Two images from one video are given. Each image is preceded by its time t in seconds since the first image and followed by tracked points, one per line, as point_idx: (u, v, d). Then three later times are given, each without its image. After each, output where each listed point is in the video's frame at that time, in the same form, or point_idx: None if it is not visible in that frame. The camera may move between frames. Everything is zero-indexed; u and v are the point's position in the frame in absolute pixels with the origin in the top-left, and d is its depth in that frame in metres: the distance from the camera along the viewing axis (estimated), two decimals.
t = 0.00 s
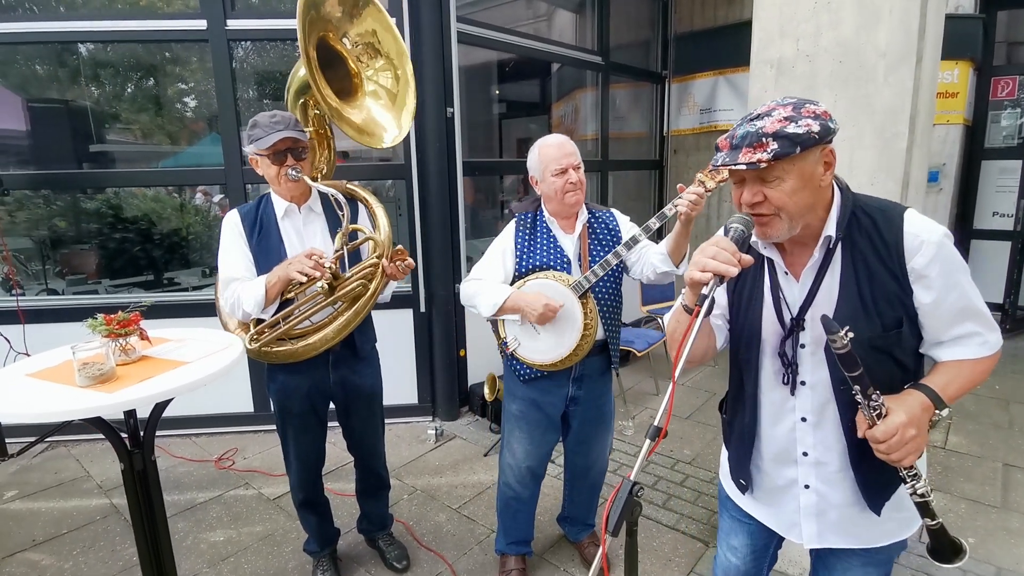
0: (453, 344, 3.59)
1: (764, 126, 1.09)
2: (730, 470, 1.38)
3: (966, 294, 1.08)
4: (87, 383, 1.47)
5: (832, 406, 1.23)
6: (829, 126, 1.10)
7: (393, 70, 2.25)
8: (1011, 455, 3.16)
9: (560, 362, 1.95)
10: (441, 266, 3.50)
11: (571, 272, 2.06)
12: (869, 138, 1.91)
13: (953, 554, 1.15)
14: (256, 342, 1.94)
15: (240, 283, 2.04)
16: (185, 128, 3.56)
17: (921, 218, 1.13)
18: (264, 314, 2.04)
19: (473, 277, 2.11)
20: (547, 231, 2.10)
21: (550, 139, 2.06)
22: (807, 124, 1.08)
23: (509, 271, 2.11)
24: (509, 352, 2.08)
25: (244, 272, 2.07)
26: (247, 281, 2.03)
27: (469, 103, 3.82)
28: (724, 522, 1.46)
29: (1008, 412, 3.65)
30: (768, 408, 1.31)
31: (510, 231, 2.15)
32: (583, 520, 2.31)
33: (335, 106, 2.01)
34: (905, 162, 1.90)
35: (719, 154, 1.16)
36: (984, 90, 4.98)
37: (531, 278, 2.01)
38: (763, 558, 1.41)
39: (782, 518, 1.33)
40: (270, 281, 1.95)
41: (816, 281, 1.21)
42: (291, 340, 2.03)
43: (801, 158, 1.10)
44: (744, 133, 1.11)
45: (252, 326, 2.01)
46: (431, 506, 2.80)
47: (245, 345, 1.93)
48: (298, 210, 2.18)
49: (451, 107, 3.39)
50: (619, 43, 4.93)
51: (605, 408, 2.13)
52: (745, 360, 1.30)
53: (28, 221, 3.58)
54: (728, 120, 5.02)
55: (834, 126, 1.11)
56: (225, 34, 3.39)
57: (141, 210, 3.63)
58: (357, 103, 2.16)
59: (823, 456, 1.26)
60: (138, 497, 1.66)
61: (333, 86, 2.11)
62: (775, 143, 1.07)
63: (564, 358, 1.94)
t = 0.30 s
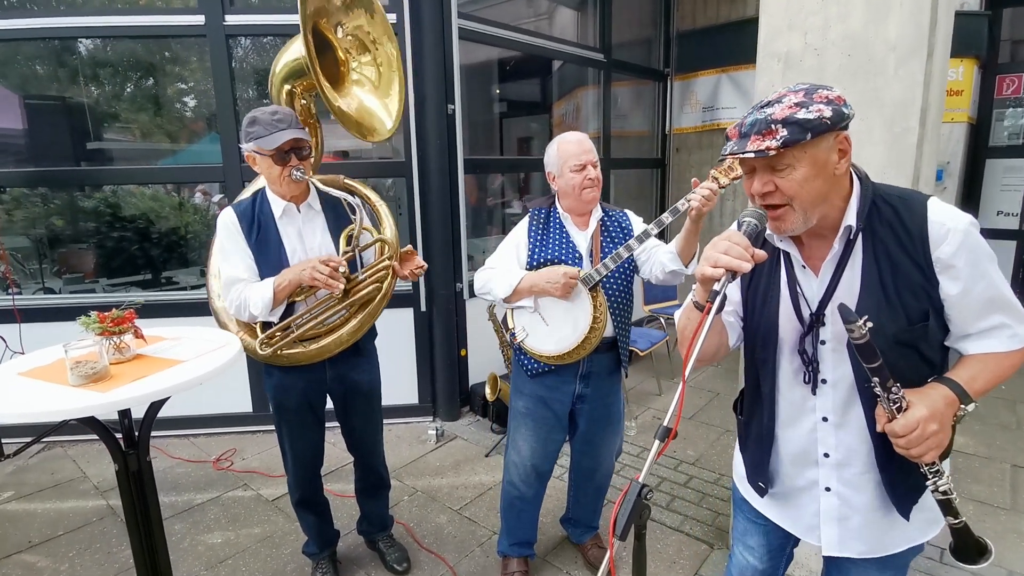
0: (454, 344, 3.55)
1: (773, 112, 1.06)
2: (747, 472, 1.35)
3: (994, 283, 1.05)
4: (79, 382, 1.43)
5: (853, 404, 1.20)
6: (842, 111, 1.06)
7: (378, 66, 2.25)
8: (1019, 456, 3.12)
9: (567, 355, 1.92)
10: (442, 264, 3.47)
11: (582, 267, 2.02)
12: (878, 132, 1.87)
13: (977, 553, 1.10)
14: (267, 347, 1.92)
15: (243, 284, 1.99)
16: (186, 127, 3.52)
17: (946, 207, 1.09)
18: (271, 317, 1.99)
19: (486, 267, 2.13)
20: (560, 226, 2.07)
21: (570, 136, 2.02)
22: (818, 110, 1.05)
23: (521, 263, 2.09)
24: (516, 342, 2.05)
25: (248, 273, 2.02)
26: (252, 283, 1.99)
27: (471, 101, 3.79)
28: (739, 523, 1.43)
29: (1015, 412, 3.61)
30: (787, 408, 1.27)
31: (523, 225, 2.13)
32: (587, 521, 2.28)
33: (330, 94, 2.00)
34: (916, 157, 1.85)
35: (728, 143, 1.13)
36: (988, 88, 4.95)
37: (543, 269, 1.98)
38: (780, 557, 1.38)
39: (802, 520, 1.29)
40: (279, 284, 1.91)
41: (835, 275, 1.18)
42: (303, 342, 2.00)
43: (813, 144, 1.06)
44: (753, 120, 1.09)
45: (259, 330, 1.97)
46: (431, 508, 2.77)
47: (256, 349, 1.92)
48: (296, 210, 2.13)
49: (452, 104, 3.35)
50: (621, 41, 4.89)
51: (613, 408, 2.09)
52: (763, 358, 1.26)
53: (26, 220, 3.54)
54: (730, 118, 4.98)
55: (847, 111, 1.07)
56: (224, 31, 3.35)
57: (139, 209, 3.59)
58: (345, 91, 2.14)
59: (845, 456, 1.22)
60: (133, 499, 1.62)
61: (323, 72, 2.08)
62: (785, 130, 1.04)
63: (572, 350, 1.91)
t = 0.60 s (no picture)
0: (454, 343, 3.54)
1: (784, 106, 1.05)
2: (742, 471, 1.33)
3: (998, 287, 1.04)
4: (75, 382, 1.41)
5: (852, 404, 1.18)
6: (854, 107, 1.05)
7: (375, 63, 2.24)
8: (1020, 456, 3.10)
9: (568, 352, 1.90)
10: (441, 264, 3.45)
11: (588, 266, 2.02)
12: (880, 130, 1.87)
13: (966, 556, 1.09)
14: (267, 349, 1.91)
15: (243, 286, 1.97)
16: (186, 127, 3.51)
17: (952, 208, 1.08)
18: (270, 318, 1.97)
19: (490, 263, 2.10)
20: (567, 224, 2.06)
21: (579, 135, 1.99)
22: (830, 105, 1.04)
23: (526, 259, 2.09)
24: (518, 338, 2.02)
25: (247, 275, 2.00)
26: (253, 284, 1.97)
27: (471, 100, 3.78)
28: (733, 525, 1.41)
29: (1016, 412, 3.60)
30: (785, 407, 1.26)
31: (530, 223, 2.13)
32: (587, 522, 2.26)
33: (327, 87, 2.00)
34: (918, 155, 1.84)
35: (737, 137, 1.12)
36: (989, 87, 4.93)
37: (548, 266, 1.99)
38: (774, 562, 1.35)
39: (795, 521, 1.28)
40: (281, 285, 1.90)
41: (838, 274, 1.17)
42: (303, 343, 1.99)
43: (823, 140, 1.05)
44: (763, 114, 1.07)
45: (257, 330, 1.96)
46: (431, 508, 2.75)
47: (256, 352, 1.91)
48: (297, 211, 2.10)
49: (452, 102, 3.33)
50: (622, 40, 4.88)
51: (615, 408, 2.08)
52: (762, 356, 1.24)
53: (25, 219, 3.54)
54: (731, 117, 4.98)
55: (858, 107, 1.06)
56: (223, 29, 3.33)
57: (139, 209, 3.58)
58: (340, 85, 2.13)
59: (841, 457, 1.21)
60: (129, 499, 1.60)
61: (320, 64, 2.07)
62: (795, 124, 1.03)
63: (573, 348, 1.89)
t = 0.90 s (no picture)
0: (451, 342, 3.53)
1: (779, 105, 1.04)
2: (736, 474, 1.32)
3: (991, 287, 1.03)
4: (66, 380, 1.40)
5: (844, 406, 1.17)
6: (848, 107, 1.04)
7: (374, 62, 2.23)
8: (1019, 456, 3.09)
9: (563, 352, 1.90)
10: (439, 263, 3.45)
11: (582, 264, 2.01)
12: (878, 128, 1.86)
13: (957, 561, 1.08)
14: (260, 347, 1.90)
15: (237, 285, 1.96)
16: (186, 127, 3.50)
17: (946, 208, 1.07)
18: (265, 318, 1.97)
19: (483, 263, 2.08)
20: (561, 222, 2.05)
21: (570, 132, 1.99)
22: (824, 105, 1.02)
23: (519, 258, 2.06)
24: (512, 339, 2.03)
25: (241, 275, 1.99)
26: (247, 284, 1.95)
27: (469, 99, 3.77)
28: (727, 528, 1.40)
29: (1015, 412, 3.59)
30: (778, 409, 1.25)
31: (523, 221, 2.11)
32: (584, 522, 2.25)
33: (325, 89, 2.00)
34: (916, 153, 1.83)
35: (731, 136, 1.11)
36: (988, 86, 4.93)
37: (544, 266, 1.97)
38: (769, 566, 1.35)
39: (787, 525, 1.27)
40: (276, 284, 1.89)
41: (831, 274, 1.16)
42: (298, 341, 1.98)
43: (817, 140, 1.04)
44: (757, 113, 1.06)
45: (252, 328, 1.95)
46: (428, 507, 2.74)
47: (250, 349, 1.89)
48: (292, 210, 2.10)
49: (450, 101, 3.33)
50: (620, 40, 4.87)
51: (611, 408, 2.07)
52: (754, 358, 1.23)
53: (23, 218, 3.53)
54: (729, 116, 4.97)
55: (853, 107, 1.05)
56: (219, 27, 3.32)
57: (137, 208, 3.57)
58: (336, 83, 2.13)
59: (833, 460, 1.19)
60: (122, 498, 1.59)
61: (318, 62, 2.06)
62: (789, 124, 1.02)
63: (568, 348, 1.89)
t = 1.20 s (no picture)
0: (448, 338, 3.53)
1: (772, 86, 1.02)
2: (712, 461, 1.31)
3: (959, 273, 1.04)
4: (55, 374, 1.41)
5: (818, 391, 1.17)
6: (836, 88, 1.05)
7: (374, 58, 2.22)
8: (1019, 453, 3.07)
9: (550, 352, 1.92)
10: (436, 259, 3.44)
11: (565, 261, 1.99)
12: (872, 121, 1.84)
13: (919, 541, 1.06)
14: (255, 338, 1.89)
15: (232, 279, 1.97)
16: (190, 125, 3.50)
17: (917, 195, 1.08)
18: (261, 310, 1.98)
19: (468, 263, 2.08)
20: (542, 218, 2.03)
21: (547, 127, 1.99)
22: (816, 85, 1.02)
23: (503, 257, 2.06)
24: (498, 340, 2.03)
25: (237, 268, 2.00)
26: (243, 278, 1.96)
27: (468, 94, 3.76)
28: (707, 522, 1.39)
29: (1017, 409, 3.56)
30: (752, 395, 1.24)
31: (505, 218, 2.08)
32: (577, 517, 2.26)
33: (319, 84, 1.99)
34: (910, 147, 1.81)
35: (722, 117, 1.08)
36: (993, 80, 4.88)
37: (526, 265, 1.96)
38: (749, 559, 1.34)
39: (762, 513, 1.26)
40: (269, 278, 1.90)
41: (806, 258, 1.15)
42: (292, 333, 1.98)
43: (809, 122, 1.04)
44: (749, 93, 1.04)
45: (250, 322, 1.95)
46: (423, 502, 2.75)
47: (245, 341, 1.88)
48: (287, 204, 2.09)
49: (447, 96, 3.33)
50: (620, 34, 4.85)
51: (600, 403, 2.07)
52: (730, 344, 1.22)
53: (25, 215, 3.55)
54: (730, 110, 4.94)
55: (840, 88, 1.06)
56: (216, 23, 3.33)
57: (139, 205, 3.58)
58: (333, 80, 2.12)
59: (807, 444, 1.19)
60: (114, 492, 1.60)
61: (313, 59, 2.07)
62: (785, 105, 1.00)
63: (555, 348, 1.91)
